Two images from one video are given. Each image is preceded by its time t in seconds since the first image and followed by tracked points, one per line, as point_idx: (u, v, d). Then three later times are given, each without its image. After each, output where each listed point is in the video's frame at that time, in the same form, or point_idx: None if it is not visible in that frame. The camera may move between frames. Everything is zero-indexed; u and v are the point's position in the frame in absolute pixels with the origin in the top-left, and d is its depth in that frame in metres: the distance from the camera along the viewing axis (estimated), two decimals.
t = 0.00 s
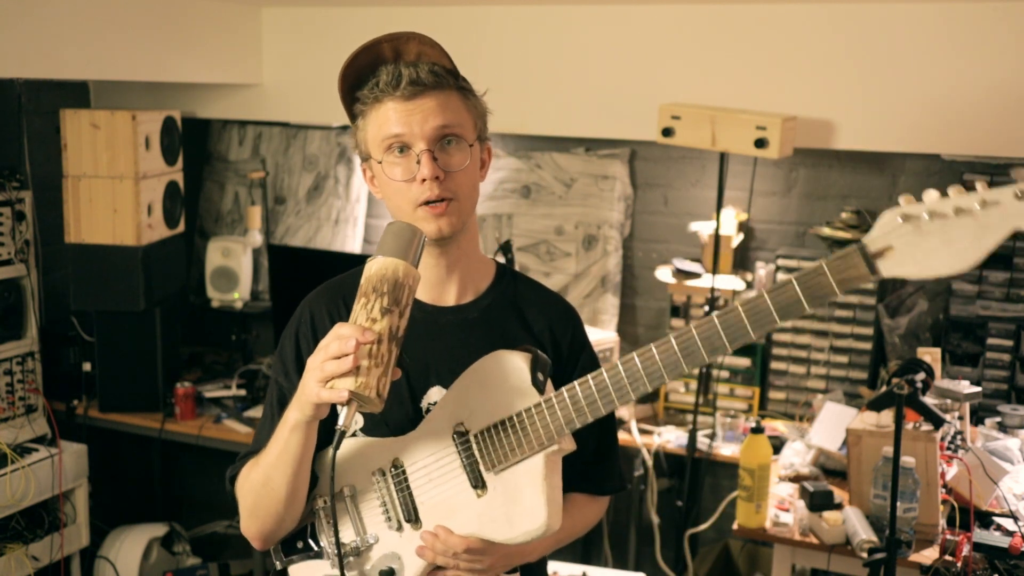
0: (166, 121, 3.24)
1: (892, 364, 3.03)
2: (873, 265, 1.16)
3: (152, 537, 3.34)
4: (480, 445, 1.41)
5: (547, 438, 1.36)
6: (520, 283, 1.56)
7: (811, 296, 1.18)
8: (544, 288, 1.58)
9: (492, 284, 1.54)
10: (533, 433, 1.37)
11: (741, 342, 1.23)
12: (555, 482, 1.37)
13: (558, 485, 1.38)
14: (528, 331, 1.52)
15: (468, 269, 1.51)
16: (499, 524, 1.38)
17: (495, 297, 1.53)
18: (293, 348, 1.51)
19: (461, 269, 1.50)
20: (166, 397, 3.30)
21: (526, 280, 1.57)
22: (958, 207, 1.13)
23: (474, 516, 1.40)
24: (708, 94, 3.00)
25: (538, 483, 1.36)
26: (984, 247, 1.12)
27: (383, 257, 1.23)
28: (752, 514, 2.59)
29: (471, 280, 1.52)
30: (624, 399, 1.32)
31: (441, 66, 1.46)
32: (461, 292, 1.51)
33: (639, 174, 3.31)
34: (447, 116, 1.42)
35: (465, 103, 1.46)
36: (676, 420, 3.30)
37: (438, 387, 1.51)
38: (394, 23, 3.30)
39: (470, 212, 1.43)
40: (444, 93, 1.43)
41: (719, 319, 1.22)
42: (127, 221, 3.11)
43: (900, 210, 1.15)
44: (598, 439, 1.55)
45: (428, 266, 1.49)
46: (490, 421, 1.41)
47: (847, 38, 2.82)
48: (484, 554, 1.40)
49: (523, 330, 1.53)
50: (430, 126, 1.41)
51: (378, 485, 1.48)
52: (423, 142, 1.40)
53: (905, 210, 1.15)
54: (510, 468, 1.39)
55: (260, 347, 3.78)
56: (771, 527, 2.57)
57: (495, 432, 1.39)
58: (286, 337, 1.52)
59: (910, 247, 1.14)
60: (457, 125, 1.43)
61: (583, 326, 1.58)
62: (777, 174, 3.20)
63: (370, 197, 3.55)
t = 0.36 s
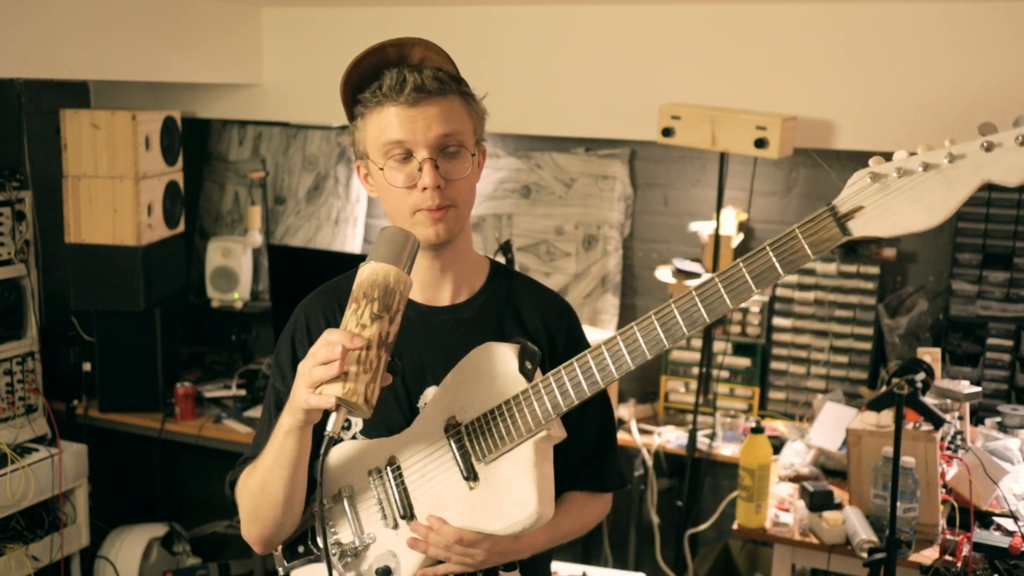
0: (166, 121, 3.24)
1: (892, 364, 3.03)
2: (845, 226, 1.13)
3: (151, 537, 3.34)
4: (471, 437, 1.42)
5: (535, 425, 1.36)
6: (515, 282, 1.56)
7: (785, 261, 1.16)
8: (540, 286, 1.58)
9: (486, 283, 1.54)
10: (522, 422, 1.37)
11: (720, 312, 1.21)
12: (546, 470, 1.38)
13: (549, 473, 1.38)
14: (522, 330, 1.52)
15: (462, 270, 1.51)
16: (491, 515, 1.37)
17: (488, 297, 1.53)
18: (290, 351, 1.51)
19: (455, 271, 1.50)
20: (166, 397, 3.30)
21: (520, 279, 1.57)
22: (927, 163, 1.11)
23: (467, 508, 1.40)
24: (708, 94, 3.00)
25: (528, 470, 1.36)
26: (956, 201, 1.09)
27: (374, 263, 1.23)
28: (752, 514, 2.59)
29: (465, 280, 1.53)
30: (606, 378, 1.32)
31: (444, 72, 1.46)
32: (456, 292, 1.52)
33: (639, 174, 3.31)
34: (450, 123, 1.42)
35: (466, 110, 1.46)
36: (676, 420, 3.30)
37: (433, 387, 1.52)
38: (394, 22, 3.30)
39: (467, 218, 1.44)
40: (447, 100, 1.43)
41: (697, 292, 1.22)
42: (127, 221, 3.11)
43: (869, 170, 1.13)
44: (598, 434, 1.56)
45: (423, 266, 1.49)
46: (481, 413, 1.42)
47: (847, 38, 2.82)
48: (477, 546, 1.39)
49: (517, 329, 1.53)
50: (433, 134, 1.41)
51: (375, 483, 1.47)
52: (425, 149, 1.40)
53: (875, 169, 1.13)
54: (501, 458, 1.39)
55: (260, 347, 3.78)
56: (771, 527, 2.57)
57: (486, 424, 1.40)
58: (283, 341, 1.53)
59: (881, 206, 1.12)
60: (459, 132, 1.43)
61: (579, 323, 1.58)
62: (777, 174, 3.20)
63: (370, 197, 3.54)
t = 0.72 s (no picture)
0: (166, 121, 3.24)
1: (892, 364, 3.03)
2: (833, 221, 1.14)
3: (151, 537, 3.34)
4: (459, 437, 1.42)
5: (519, 421, 1.34)
6: (514, 282, 1.56)
7: (772, 257, 1.17)
8: (539, 285, 1.58)
9: (484, 283, 1.54)
10: (508, 419, 1.36)
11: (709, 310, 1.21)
12: (528, 470, 1.34)
13: (531, 476, 1.35)
14: (520, 329, 1.52)
15: (462, 271, 1.53)
16: (469, 514, 1.34)
17: (487, 296, 1.53)
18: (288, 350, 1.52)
19: (455, 273, 1.52)
20: (166, 397, 3.30)
21: (519, 277, 1.57)
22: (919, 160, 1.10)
23: (447, 506, 1.37)
24: (708, 94, 3.00)
25: (509, 469, 1.33)
26: (948, 197, 1.08)
27: (356, 259, 1.27)
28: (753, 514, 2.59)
29: (465, 279, 1.54)
30: (592, 376, 1.30)
31: (464, 87, 1.46)
32: (456, 292, 1.53)
33: (639, 174, 3.32)
34: (468, 139, 1.43)
35: (481, 124, 1.47)
36: (676, 420, 3.30)
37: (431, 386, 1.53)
38: (394, 22, 3.29)
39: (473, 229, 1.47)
40: (466, 116, 1.44)
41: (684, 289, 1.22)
42: (127, 221, 3.11)
43: (863, 167, 1.13)
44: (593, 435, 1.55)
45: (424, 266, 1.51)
46: (471, 412, 1.43)
47: (847, 38, 2.82)
48: (453, 546, 1.35)
49: (515, 327, 1.53)
50: (451, 149, 1.42)
51: (367, 480, 1.49)
52: (443, 165, 1.41)
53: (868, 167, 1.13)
54: (485, 456, 1.37)
55: (260, 346, 3.78)
56: (771, 527, 2.57)
57: (475, 423, 1.40)
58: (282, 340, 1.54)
59: (873, 201, 1.12)
60: (475, 148, 1.44)
61: (578, 321, 1.57)
62: (777, 174, 3.20)
63: (369, 197, 3.54)
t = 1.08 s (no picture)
0: (166, 121, 3.24)
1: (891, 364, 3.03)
2: (826, 206, 1.14)
3: (151, 537, 3.34)
4: (455, 430, 1.42)
5: (509, 413, 1.34)
6: (518, 282, 1.56)
7: (765, 245, 1.17)
8: (543, 285, 1.58)
9: (489, 284, 1.55)
10: (499, 411, 1.35)
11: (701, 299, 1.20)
12: (514, 466, 1.34)
13: (518, 472, 1.34)
14: (524, 330, 1.52)
15: (468, 272, 1.53)
16: (456, 506, 1.34)
17: (491, 297, 1.53)
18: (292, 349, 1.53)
19: (461, 274, 1.53)
20: (166, 397, 3.30)
21: (523, 278, 1.57)
22: (913, 148, 1.11)
23: (434, 498, 1.37)
24: (707, 94, 3.00)
25: (496, 461, 1.33)
26: (940, 180, 1.07)
27: (359, 256, 1.30)
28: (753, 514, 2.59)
29: (470, 280, 1.54)
30: (584, 367, 1.29)
31: (475, 90, 1.46)
32: (461, 293, 1.53)
33: (639, 174, 3.32)
34: (478, 144, 1.43)
35: (490, 127, 1.47)
36: (676, 420, 3.30)
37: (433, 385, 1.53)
38: (395, 22, 3.29)
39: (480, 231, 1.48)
40: (477, 120, 1.44)
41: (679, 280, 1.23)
42: (127, 221, 3.11)
43: (862, 157, 1.15)
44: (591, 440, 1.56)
45: (430, 266, 1.51)
46: (467, 407, 1.44)
47: (847, 38, 2.82)
48: (435, 539, 1.35)
49: (518, 328, 1.53)
50: (460, 154, 1.42)
51: (363, 475, 1.49)
52: (452, 169, 1.42)
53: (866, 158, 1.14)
54: (478, 446, 1.38)
55: (260, 346, 3.78)
56: (771, 527, 2.57)
57: (469, 417, 1.41)
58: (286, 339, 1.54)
59: (867, 186, 1.12)
60: (485, 152, 1.44)
61: (580, 321, 1.58)
62: (777, 174, 3.20)
63: (370, 197, 3.54)
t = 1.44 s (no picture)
0: (166, 121, 3.24)
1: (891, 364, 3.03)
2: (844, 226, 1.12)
3: (151, 537, 3.34)
4: (461, 431, 1.42)
5: (519, 417, 1.34)
6: (521, 282, 1.56)
7: (783, 262, 1.16)
8: (545, 285, 1.58)
9: (491, 284, 1.55)
10: (508, 415, 1.35)
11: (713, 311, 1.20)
12: (521, 469, 1.34)
13: (524, 474, 1.34)
14: (526, 330, 1.52)
15: (468, 272, 1.53)
16: (461, 507, 1.34)
17: (494, 297, 1.53)
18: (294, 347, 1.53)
19: (462, 274, 1.53)
20: (166, 397, 3.30)
21: (527, 278, 1.57)
22: (932, 174, 1.11)
23: (439, 500, 1.37)
24: (708, 94, 3.00)
25: (503, 465, 1.33)
26: (958, 207, 1.06)
27: (381, 259, 1.32)
28: (752, 514, 2.59)
29: (471, 282, 1.54)
30: (596, 376, 1.29)
31: (471, 91, 1.46)
32: (462, 293, 1.53)
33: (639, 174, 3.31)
34: (472, 144, 1.43)
35: (486, 127, 1.47)
36: (676, 420, 3.30)
37: (435, 386, 1.53)
38: (395, 22, 3.29)
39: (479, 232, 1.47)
40: (471, 120, 1.43)
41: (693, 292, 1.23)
42: (127, 221, 3.11)
43: (880, 182, 1.15)
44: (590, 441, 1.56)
45: (430, 266, 1.51)
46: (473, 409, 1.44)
47: (847, 38, 2.82)
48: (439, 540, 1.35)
49: (520, 327, 1.53)
50: (454, 155, 1.42)
51: (364, 474, 1.50)
52: (447, 169, 1.42)
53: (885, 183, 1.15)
54: (484, 450, 1.37)
55: (260, 346, 3.78)
56: (771, 527, 2.57)
57: (476, 419, 1.40)
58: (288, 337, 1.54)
59: (885, 210, 1.11)
60: (480, 152, 1.44)
61: (582, 322, 1.57)
62: (777, 174, 3.20)
63: (369, 197, 3.54)
